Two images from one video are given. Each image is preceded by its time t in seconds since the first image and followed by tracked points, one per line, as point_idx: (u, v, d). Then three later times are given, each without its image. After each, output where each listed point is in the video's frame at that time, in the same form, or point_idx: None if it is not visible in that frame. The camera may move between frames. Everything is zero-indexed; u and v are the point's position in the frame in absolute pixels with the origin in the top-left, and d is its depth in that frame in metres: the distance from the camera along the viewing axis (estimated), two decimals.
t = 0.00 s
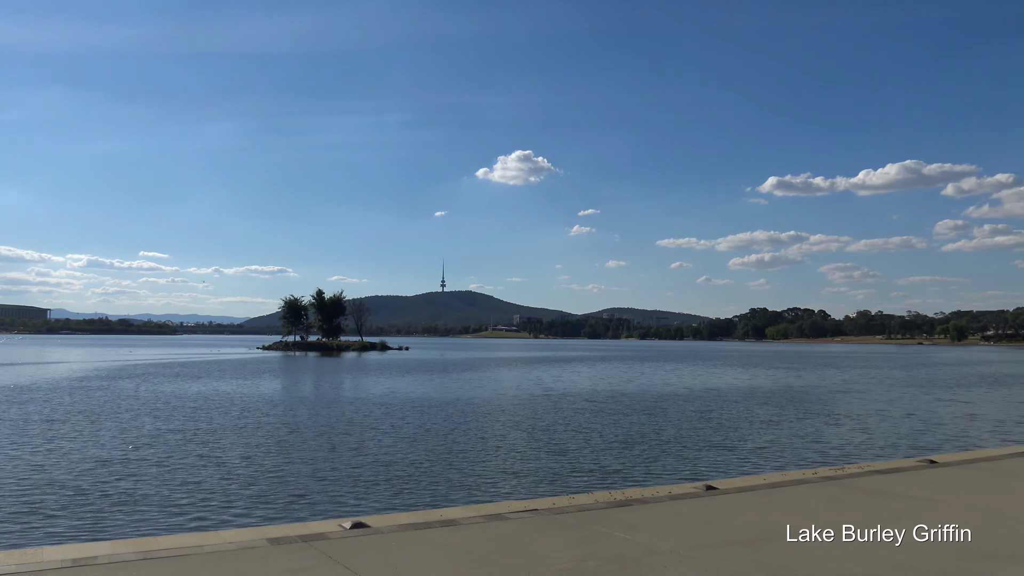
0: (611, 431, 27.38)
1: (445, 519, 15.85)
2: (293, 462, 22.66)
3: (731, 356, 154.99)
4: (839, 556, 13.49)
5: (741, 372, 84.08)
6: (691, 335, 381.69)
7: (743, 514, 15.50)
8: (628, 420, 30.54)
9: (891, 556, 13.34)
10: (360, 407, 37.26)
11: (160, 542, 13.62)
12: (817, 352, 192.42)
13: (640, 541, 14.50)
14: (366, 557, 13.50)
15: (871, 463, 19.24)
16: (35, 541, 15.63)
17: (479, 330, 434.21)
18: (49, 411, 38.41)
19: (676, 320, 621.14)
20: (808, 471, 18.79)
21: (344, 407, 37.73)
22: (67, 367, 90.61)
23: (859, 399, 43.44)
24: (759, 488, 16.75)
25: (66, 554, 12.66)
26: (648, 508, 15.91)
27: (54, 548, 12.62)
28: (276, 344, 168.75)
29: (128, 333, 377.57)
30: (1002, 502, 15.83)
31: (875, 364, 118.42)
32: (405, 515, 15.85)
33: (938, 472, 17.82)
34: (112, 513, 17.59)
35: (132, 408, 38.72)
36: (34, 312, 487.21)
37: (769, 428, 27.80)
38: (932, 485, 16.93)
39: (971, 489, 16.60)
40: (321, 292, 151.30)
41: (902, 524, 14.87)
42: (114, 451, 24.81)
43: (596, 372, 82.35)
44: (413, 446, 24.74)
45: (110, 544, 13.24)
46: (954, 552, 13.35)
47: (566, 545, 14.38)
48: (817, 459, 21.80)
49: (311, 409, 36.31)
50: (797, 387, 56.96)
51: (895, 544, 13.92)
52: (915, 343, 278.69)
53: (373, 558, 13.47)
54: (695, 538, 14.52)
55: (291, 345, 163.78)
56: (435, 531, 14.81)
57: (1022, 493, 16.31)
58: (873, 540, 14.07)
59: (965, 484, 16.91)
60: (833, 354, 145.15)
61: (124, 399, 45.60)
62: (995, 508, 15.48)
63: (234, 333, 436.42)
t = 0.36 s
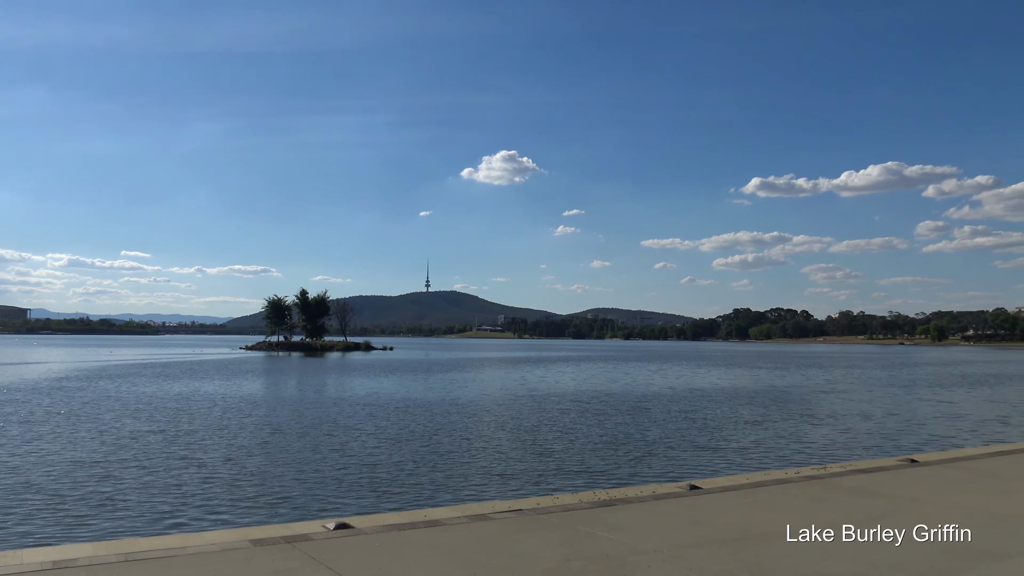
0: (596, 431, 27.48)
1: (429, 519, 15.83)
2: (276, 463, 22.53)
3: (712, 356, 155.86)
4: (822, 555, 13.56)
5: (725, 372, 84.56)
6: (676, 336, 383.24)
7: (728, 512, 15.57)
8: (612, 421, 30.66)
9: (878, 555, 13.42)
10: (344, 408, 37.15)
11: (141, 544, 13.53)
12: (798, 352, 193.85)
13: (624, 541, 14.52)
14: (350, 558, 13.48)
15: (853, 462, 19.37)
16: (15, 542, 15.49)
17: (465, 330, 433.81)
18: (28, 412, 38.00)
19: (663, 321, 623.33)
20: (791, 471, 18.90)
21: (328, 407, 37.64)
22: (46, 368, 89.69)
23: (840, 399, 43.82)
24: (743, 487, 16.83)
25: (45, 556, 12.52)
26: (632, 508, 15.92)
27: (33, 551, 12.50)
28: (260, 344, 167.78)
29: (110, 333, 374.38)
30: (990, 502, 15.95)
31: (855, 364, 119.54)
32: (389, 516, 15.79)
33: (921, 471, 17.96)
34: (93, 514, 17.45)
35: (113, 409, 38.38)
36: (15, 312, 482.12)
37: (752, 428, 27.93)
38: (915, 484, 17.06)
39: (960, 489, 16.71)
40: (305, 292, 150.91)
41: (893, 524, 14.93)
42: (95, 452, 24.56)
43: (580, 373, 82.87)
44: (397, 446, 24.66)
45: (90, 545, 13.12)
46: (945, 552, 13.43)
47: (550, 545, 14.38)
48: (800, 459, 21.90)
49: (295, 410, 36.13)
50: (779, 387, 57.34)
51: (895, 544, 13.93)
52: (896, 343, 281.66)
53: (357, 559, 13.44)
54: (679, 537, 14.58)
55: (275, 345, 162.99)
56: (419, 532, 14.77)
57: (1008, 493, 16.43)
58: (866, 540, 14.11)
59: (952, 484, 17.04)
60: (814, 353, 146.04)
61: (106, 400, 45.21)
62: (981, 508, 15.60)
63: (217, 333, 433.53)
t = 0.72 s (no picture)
0: (577, 431, 27.58)
1: (408, 519, 15.80)
2: (254, 464, 22.36)
3: (691, 356, 156.95)
4: (802, 554, 13.67)
5: (705, 373, 85.00)
6: (657, 336, 385.46)
7: (706, 511, 15.67)
8: (593, 421, 30.77)
9: (858, 554, 13.55)
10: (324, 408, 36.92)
11: (118, 546, 13.40)
12: (774, 354, 195.83)
13: (603, 540, 14.56)
14: (329, 559, 13.43)
15: (831, 461, 19.52)
16: None
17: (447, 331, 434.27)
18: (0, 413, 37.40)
19: (645, 320, 626.19)
20: (770, 470, 19.04)
21: (308, 408, 37.45)
22: (20, 368, 88.51)
23: (817, 399, 44.20)
24: (721, 486, 16.93)
25: (19, 558, 12.38)
26: (611, 508, 15.96)
27: (6, 554, 12.35)
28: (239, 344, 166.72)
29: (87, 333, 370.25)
30: (969, 500, 16.15)
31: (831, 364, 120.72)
32: (368, 517, 15.73)
33: (898, 470, 18.14)
34: (69, 517, 17.25)
35: (88, 410, 37.92)
36: None
37: (732, 428, 28.03)
38: (890, 482, 17.25)
39: (940, 488, 16.90)
40: (284, 292, 150.14)
41: (874, 522, 15.08)
42: (70, 454, 24.22)
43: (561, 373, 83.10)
44: (377, 447, 24.54)
45: (66, 547, 12.99)
46: (926, 551, 13.58)
47: (530, 545, 14.39)
48: (779, 458, 22.04)
49: (274, 411, 35.85)
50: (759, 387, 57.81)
51: (895, 544, 14.01)
52: (873, 343, 285.13)
53: (336, 560, 13.39)
54: (659, 536, 14.65)
55: (254, 345, 161.99)
56: (397, 532, 14.74)
57: (987, 491, 16.64)
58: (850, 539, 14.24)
59: (929, 482, 17.25)
60: (788, 354, 147.61)
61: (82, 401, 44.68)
62: (960, 506, 15.80)
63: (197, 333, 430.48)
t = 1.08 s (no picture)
0: (557, 431, 27.71)
1: (388, 520, 15.73)
2: (232, 465, 22.18)
3: (670, 356, 157.79)
4: (781, 552, 13.77)
5: (685, 373, 85.43)
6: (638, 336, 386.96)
7: (684, 510, 15.75)
8: (573, 421, 30.90)
9: (839, 553, 13.66)
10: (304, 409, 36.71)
11: (94, 549, 13.24)
12: (750, 353, 197.29)
13: (584, 540, 14.58)
14: (308, 560, 13.36)
15: (808, 461, 19.65)
16: None
17: (429, 331, 433.47)
18: None
19: (627, 320, 628.36)
20: (747, 469, 19.16)
21: (288, 408, 37.24)
22: None
23: (794, 399, 44.65)
24: (700, 485, 17.01)
25: None
26: (591, 508, 15.98)
27: None
28: (217, 344, 165.33)
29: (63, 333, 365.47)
30: (948, 498, 16.34)
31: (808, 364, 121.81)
32: (348, 517, 15.66)
33: (875, 469, 18.30)
34: (42, 519, 17.05)
35: (62, 411, 37.47)
36: None
37: (711, 428, 28.21)
38: (868, 481, 17.39)
39: (919, 485, 17.11)
40: (263, 292, 149.22)
41: (857, 520, 15.22)
42: (43, 455, 23.91)
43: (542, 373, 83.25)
44: (357, 448, 24.45)
45: (40, 550, 12.82)
46: (907, 549, 13.73)
47: (511, 545, 14.39)
48: (757, 457, 22.20)
49: (253, 411, 35.60)
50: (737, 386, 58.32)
51: (895, 544, 14.08)
52: (851, 343, 288.50)
53: (315, 561, 13.30)
54: (639, 535, 14.71)
55: (232, 345, 160.81)
56: (377, 533, 14.67)
57: (965, 489, 16.84)
58: (833, 538, 14.34)
59: (907, 480, 17.44)
60: (764, 354, 149.31)
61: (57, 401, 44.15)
62: (938, 504, 15.98)
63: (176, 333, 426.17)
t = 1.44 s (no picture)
0: (535, 431, 27.76)
1: (366, 521, 15.66)
2: (208, 467, 21.95)
3: (647, 356, 158.42)
4: (758, 550, 13.89)
5: (663, 372, 85.71)
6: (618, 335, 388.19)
7: (660, 509, 15.83)
8: (551, 420, 30.96)
9: (814, 551, 13.81)
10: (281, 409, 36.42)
11: (65, 551, 13.08)
12: (727, 352, 198.53)
13: (562, 539, 14.61)
14: (284, 561, 13.28)
15: (783, 460, 19.82)
16: None
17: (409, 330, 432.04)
18: None
19: (608, 320, 630.43)
20: (724, 468, 19.30)
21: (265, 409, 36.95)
22: None
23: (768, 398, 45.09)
24: (676, 484, 17.11)
25: None
26: (568, 508, 16.00)
27: None
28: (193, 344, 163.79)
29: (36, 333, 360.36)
30: (920, 495, 16.58)
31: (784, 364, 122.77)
32: (326, 518, 15.58)
33: (848, 467, 18.49)
34: (13, 521, 16.82)
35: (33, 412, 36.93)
36: None
37: (688, 428, 28.33)
38: (843, 479, 17.58)
39: (893, 483, 17.32)
40: (239, 292, 148.27)
41: (833, 518, 15.38)
42: (14, 457, 23.54)
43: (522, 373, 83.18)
44: (334, 449, 24.29)
45: (11, 552, 12.67)
46: (881, 547, 13.93)
47: (489, 545, 14.39)
48: (733, 457, 22.36)
49: (229, 412, 35.26)
50: (713, 386, 58.75)
51: (895, 544, 14.14)
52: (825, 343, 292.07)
53: (291, 562, 13.24)
54: (616, 534, 14.78)
55: (208, 345, 159.39)
56: (354, 534, 14.60)
57: (939, 487, 17.07)
58: (813, 537, 14.46)
59: (880, 477, 17.66)
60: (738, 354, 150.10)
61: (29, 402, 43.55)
62: (911, 502, 16.19)
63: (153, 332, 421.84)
